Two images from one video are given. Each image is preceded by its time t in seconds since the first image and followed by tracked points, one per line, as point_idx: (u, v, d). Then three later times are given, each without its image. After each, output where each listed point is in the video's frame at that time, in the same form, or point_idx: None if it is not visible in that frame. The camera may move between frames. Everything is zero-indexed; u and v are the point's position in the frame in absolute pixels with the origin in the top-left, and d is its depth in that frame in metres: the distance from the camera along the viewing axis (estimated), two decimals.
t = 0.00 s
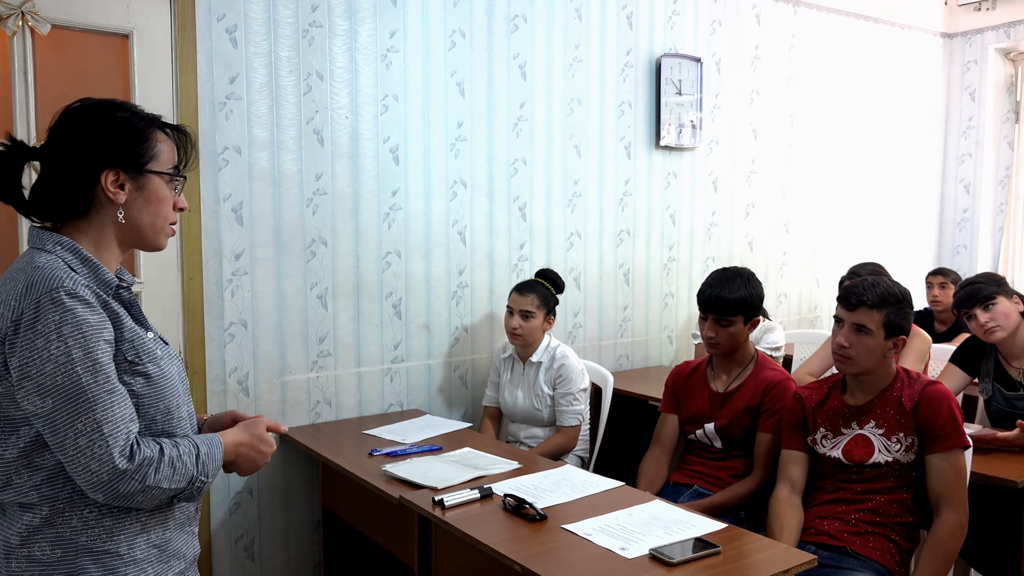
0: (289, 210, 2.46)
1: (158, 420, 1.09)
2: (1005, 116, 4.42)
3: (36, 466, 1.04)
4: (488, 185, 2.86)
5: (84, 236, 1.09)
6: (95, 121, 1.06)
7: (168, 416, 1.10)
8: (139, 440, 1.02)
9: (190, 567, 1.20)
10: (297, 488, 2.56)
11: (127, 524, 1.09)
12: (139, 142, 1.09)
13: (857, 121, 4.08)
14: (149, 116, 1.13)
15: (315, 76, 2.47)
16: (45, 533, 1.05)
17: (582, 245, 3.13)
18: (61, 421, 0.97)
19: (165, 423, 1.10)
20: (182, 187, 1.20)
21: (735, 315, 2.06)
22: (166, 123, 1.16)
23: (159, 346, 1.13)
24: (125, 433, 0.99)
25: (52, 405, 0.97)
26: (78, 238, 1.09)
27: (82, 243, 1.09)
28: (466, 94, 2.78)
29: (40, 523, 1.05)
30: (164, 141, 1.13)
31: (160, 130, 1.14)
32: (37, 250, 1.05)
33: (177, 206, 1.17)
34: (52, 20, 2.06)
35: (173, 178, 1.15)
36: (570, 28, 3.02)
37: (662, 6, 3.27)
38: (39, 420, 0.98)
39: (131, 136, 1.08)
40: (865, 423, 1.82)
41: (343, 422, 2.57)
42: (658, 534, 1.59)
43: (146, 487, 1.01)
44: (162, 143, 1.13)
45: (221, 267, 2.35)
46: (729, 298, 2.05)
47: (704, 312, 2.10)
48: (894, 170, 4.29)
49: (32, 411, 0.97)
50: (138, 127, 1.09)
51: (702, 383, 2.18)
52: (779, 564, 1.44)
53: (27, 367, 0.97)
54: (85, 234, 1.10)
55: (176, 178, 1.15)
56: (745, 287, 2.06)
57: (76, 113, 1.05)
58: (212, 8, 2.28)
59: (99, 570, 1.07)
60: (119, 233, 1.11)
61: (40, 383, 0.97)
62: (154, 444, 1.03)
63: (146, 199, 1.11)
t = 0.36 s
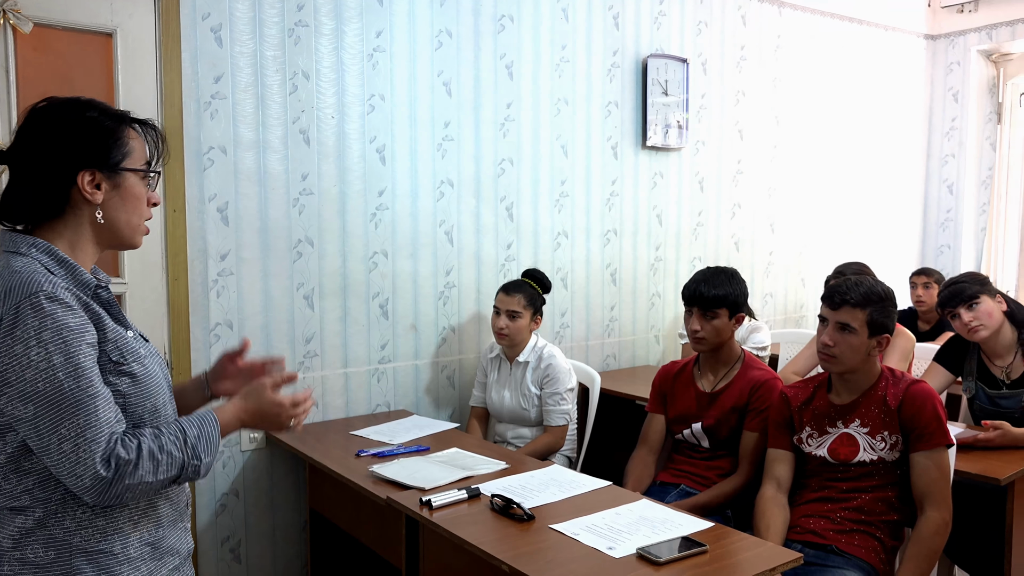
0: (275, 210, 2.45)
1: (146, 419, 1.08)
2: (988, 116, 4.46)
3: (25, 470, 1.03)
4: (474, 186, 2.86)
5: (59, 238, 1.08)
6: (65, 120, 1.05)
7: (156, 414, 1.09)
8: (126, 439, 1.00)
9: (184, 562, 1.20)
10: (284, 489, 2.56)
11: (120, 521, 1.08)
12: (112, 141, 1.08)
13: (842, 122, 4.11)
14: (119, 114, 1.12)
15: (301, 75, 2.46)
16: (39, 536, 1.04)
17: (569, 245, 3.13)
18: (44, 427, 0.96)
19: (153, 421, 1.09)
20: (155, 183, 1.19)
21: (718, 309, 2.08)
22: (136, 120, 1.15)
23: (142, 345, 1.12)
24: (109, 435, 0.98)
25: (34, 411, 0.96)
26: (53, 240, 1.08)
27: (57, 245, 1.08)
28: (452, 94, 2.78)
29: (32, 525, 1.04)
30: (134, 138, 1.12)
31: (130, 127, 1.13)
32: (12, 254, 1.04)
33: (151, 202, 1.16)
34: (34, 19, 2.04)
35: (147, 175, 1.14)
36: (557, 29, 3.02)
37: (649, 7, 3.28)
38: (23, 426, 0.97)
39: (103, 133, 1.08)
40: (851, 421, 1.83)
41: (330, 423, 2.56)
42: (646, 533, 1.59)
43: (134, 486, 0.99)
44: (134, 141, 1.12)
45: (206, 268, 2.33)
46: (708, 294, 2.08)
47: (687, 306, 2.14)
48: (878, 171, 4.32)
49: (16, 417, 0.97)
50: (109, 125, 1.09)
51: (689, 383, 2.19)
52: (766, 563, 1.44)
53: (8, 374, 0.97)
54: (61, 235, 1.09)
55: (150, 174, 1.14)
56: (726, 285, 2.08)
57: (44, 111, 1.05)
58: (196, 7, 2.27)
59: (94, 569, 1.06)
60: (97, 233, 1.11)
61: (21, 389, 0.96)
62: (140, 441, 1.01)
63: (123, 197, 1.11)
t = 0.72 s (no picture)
0: (265, 210, 2.44)
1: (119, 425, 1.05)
2: (976, 117, 4.49)
3: None
4: (465, 186, 2.86)
5: (34, 237, 1.08)
6: (45, 114, 1.04)
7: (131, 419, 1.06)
8: (81, 458, 0.92)
9: (175, 563, 1.19)
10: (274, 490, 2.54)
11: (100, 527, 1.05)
12: (91, 138, 1.08)
13: (830, 123, 4.13)
14: (103, 113, 1.11)
15: (290, 75, 2.45)
16: (11, 545, 1.00)
17: (559, 245, 3.14)
18: None
19: (131, 424, 1.06)
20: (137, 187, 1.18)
21: (704, 303, 2.10)
22: (121, 122, 1.15)
23: (123, 347, 1.09)
24: (60, 453, 0.90)
25: None
26: (27, 240, 1.08)
27: (31, 245, 1.08)
28: (442, 94, 2.77)
29: (4, 534, 1.00)
30: (117, 139, 1.12)
31: (113, 127, 1.13)
32: None
33: (130, 206, 1.16)
34: (20, 17, 2.02)
35: (127, 176, 1.13)
36: (547, 29, 3.02)
37: (638, 7, 3.29)
38: None
39: (84, 131, 1.07)
40: (842, 421, 1.83)
41: (321, 423, 2.55)
42: (637, 533, 1.60)
43: (81, 512, 0.91)
44: (115, 140, 1.12)
45: (195, 268, 2.32)
46: (689, 290, 2.13)
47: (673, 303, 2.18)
48: (867, 171, 4.34)
49: None
50: (92, 123, 1.09)
51: (678, 382, 2.20)
52: (755, 562, 1.44)
53: None
54: (35, 235, 1.08)
55: (131, 176, 1.14)
56: (708, 282, 2.12)
57: (25, 107, 1.04)
58: (185, 6, 2.26)
59: None
60: (72, 232, 1.10)
61: None
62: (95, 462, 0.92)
63: (100, 196, 1.10)
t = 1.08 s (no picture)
0: (258, 210, 2.43)
1: (121, 426, 1.05)
2: (968, 118, 4.51)
3: None
4: (459, 186, 2.85)
5: (30, 237, 1.08)
6: (41, 113, 1.04)
7: (132, 419, 1.06)
8: (96, 450, 0.95)
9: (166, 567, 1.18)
10: (268, 491, 2.54)
11: (93, 532, 1.05)
12: (85, 138, 1.07)
13: (823, 123, 4.14)
14: (97, 111, 1.11)
15: (283, 75, 2.45)
16: (7, 548, 1.01)
17: (553, 245, 3.14)
18: (10, 436, 0.91)
19: (129, 428, 1.06)
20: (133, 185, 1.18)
21: (698, 301, 2.10)
22: (115, 119, 1.15)
23: (118, 347, 1.09)
24: (81, 444, 0.93)
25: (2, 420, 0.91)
26: (24, 240, 1.07)
27: (28, 245, 1.07)
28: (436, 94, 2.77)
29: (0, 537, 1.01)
30: (112, 136, 1.12)
31: (107, 125, 1.13)
32: None
33: (126, 204, 1.15)
34: (13, 17, 2.02)
35: (122, 175, 1.13)
36: (541, 29, 3.03)
37: (632, 7, 3.29)
38: None
39: (79, 130, 1.07)
40: (836, 423, 1.84)
41: (315, 424, 2.55)
42: (630, 533, 1.60)
43: (104, 500, 0.95)
44: (109, 139, 1.11)
45: (188, 269, 2.32)
46: (682, 288, 2.12)
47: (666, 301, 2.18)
48: (860, 172, 4.36)
49: None
50: (87, 121, 1.08)
51: (672, 381, 2.20)
52: (749, 562, 1.45)
53: None
54: (32, 235, 1.08)
55: (126, 174, 1.14)
56: (702, 280, 2.12)
57: (18, 104, 1.02)
58: (178, 6, 2.25)
59: None
60: (67, 233, 1.09)
61: None
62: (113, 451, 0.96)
63: (94, 196, 1.09)
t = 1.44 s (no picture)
0: (247, 210, 2.42)
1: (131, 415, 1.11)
2: (955, 118, 4.54)
3: (11, 473, 1.02)
4: (449, 185, 2.85)
5: (21, 239, 1.08)
6: (32, 117, 1.04)
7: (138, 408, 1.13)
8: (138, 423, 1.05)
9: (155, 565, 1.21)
10: (258, 492, 2.53)
11: (102, 524, 1.08)
12: (77, 142, 1.07)
13: (812, 124, 4.16)
14: (89, 113, 1.11)
15: (273, 75, 2.44)
16: (22, 542, 1.04)
17: (544, 245, 3.14)
18: (64, 419, 0.97)
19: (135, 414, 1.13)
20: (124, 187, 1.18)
21: (688, 301, 2.11)
22: (107, 121, 1.14)
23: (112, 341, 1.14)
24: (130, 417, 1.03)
25: (52, 405, 0.97)
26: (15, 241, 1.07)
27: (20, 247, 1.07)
28: (426, 94, 2.77)
29: (15, 531, 1.03)
30: (104, 140, 1.12)
31: (98, 127, 1.12)
32: None
33: (117, 206, 1.15)
34: None
35: (113, 179, 1.13)
36: (531, 29, 3.03)
37: (622, 7, 3.30)
38: (38, 422, 0.97)
39: (70, 134, 1.07)
40: (824, 422, 1.84)
41: (304, 425, 2.54)
42: (621, 532, 1.60)
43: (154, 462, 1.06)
44: (101, 142, 1.11)
45: (176, 269, 2.31)
46: (673, 288, 2.13)
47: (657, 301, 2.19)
48: (848, 172, 4.38)
49: (33, 415, 0.97)
50: (78, 124, 1.08)
51: (662, 380, 2.21)
52: (739, 561, 1.45)
53: (17, 373, 0.96)
54: (22, 237, 1.08)
55: (117, 178, 1.13)
56: (693, 280, 2.12)
57: (8, 107, 1.02)
58: (166, 5, 2.24)
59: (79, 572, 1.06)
60: (59, 238, 1.10)
61: (35, 386, 0.96)
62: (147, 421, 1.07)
63: (85, 200, 1.09)
